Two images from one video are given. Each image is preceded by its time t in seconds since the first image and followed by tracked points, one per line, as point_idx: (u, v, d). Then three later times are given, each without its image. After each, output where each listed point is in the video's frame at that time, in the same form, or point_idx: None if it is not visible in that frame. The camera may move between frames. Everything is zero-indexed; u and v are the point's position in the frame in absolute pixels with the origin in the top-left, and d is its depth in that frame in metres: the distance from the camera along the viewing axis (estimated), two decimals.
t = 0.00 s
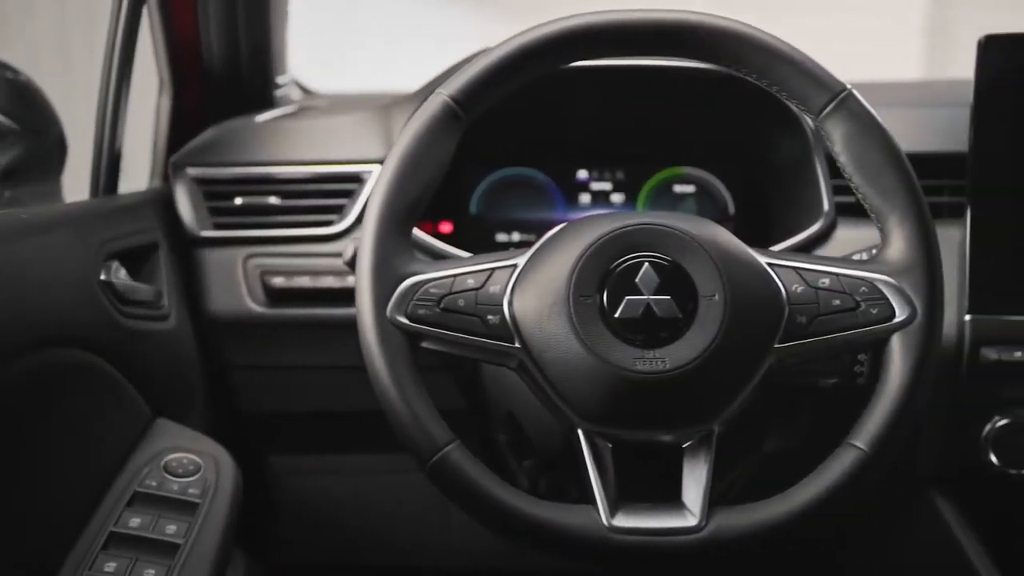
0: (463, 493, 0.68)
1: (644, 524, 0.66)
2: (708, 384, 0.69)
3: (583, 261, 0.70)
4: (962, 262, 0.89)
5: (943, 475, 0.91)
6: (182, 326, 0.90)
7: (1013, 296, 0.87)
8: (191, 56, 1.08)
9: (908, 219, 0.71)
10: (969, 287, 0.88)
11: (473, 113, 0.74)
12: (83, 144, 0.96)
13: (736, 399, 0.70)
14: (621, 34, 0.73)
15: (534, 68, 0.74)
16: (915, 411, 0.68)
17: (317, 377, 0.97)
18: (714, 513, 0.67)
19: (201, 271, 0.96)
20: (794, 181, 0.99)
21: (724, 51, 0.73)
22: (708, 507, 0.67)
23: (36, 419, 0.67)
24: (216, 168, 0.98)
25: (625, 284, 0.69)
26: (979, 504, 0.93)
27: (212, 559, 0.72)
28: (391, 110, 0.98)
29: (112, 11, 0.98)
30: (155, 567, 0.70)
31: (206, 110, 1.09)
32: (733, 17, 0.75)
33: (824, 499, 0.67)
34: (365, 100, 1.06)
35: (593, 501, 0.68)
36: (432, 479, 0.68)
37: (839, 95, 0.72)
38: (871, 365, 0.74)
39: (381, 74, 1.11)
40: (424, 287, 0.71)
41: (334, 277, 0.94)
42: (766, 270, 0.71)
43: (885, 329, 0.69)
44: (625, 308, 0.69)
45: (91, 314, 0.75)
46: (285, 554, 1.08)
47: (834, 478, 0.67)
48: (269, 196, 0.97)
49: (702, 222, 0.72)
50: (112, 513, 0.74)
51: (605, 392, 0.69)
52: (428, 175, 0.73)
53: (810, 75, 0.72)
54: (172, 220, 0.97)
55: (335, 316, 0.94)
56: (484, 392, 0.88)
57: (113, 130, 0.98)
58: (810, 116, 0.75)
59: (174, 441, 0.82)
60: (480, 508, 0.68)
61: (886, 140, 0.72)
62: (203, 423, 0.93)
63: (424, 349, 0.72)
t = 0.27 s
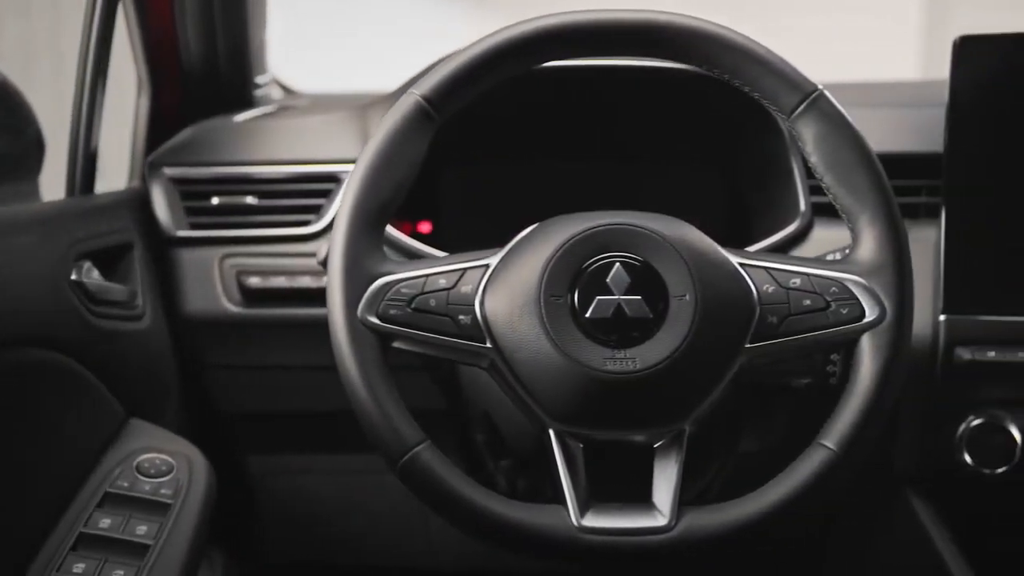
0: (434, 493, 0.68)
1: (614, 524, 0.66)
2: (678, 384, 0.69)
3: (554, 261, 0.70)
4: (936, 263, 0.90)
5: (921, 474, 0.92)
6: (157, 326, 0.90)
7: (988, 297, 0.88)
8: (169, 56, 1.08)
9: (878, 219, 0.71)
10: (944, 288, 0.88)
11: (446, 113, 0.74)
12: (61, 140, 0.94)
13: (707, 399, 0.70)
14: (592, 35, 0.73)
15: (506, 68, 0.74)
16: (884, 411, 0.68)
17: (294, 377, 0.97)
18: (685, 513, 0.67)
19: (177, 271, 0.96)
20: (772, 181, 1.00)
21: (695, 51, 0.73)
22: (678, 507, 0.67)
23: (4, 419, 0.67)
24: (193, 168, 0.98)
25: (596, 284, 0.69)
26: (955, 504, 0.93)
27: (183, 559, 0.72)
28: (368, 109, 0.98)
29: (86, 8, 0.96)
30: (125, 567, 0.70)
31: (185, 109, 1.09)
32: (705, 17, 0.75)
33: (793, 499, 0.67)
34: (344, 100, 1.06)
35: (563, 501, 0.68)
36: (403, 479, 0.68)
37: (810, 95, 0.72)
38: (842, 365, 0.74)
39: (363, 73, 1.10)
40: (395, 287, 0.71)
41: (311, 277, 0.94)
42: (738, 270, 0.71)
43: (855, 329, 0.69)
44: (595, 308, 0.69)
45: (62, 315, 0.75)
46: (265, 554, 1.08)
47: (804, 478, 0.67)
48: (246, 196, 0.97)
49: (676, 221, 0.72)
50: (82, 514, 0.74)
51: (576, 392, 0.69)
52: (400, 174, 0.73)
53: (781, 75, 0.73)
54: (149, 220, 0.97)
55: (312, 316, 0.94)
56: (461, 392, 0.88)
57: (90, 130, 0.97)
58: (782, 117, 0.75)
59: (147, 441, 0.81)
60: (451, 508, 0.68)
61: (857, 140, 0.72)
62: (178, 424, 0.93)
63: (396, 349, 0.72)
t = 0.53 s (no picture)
0: (407, 493, 0.68)
1: (587, 524, 0.66)
2: (652, 384, 0.69)
3: (528, 261, 0.70)
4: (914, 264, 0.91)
5: (899, 474, 0.92)
6: (135, 326, 0.90)
7: (964, 296, 0.88)
8: (150, 56, 1.08)
9: (852, 219, 0.71)
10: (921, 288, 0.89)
11: (420, 113, 0.74)
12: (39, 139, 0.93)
13: (681, 398, 0.71)
14: (567, 34, 0.73)
15: (481, 67, 0.74)
16: (857, 412, 0.69)
17: (273, 377, 0.97)
18: (657, 513, 0.67)
19: (155, 271, 0.96)
20: (751, 181, 1.00)
21: (669, 51, 0.74)
22: (651, 507, 0.67)
23: None
24: (172, 168, 0.98)
25: (570, 284, 0.69)
26: (933, 503, 0.93)
27: (156, 560, 0.72)
28: (348, 109, 0.98)
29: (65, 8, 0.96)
30: (97, 568, 0.69)
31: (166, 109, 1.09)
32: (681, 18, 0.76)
33: (765, 499, 0.67)
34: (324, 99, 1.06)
35: (536, 501, 0.68)
36: (376, 479, 0.68)
37: (785, 96, 0.72)
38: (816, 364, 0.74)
39: (345, 73, 1.10)
40: (369, 287, 0.71)
41: (290, 277, 0.93)
42: (712, 270, 0.71)
43: (827, 329, 0.70)
44: (569, 308, 0.69)
45: (37, 315, 0.75)
46: (245, 554, 1.08)
47: (776, 478, 0.67)
48: (225, 196, 0.97)
49: (650, 221, 0.72)
50: (55, 514, 0.73)
51: (549, 392, 0.69)
52: (375, 174, 0.73)
53: (756, 75, 0.73)
54: (127, 220, 0.97)
55: (291, 316, 0.93)
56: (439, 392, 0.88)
57: (67, 129, 0.97)
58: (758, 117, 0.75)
59: (123, 441, 0.81)
60: (424, 508, 0.68)
61: (831, 140, 0.72)
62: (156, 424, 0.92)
63: (370, 349, 0.72)
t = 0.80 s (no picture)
0: (375, 493, 0.67)
1: (554, 524, 0.66)
2: (622, 384, 0.69)
3: (498, 261, 0.70)
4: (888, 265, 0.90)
5: (874, 473, 0.92)
6: (108, 326, 0.90)
7: (938, 296, 0.88)
8: (127, 56, 1.07)
9: (821, 219, 0.71)
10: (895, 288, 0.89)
11: (391, 113, 0.74)
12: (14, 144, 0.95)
13: (650, 398, 0.71)
14: (538, 34, 0.73)
15: (452, 67, 0.74)
16: (825, 411, 0.69)
17: (249, 378, 0.97)
18: (625, 513, 0.67)
19: (130, 271, 0.96)
20: (728, 181, 1.00)
21: (640, 51, 0.74)
22: (619, 507, 0.67)
23: None
24: (147, 167, 0.98)
25: (539, 284, 0.69)
26: (908, 503, 0.93)
27: (125, 560, 0.72)
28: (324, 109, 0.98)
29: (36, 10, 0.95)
30: (64, 568, 0.69)
31: (144, 110, 1.09)
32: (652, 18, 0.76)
33: (734, 498, 0.67)
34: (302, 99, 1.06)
35: (505, 501, 0.68)
36: (345, 479, 0.68)
37: (754, 96, 0.73)
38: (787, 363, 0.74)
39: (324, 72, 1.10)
40: (339, 287, 0.71)
41: (265, 277, 0.93)
42: (682, 269, 0.71)
43: (796, 329, 0.70)
44: (538, 308, 0.69)
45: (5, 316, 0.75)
46: (223, 554, 1.07)
47: (745, 477, 0.67)
48: (201, 195, 0.97)
49: (620, 221, 0.72)
50: (23, 515, 0.73)
51: (518, 392, 0.69)
52: (345, 174, 0.73)
53: (726, 75, 0.73)
54: (102, 219, 0.96)
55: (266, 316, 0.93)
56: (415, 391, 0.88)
57: (41, 131, 0.96)
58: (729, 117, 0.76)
59: (94, 442, 0.81)
60: (392, 508, 0.67)
61: (800, 140, 0.72)
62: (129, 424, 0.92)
63: (340, 349, 0.72)
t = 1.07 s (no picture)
0: (343, 493, 0.67)
1: (522, 524, 0.66)
2: (591, 383, 0.70)
3: (467, 260, 0.70)
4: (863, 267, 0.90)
5: (850, 473, 0.92)
6: (79, 325, 0.92)
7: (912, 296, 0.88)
8: (103, 53, 1.07)
9: (790, 219, 0.71)
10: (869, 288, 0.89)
11: (362, 113, 0.74)
12: None
13: (619, 398, 0.71)
14: (508, 34, 0.73)
15: (423, 66, 0.74)
16: (794, 411, 0.69)
17: (223, 377, 0.96)
18: (593, 513, 0.67)
19: (103, 271, 0.96)
20: (705, 181, 1.00)
21: (611, 51, 0.74)
22: (587, 506, 0.67)
23: None
24: (123, 166, 0.97)
25: (508, 284, 0.69)
26: (882, 503, 0.94)
27: (92, 560, 0.72)
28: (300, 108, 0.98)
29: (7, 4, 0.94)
30: (30, 569, 0.69)
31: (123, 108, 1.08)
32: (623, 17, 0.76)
33: (701, 497, 0.67)
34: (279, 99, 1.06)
35: (474, 501, 0.68)
36: (313, 479, 0.68)
37: (724, 96, 0.73)
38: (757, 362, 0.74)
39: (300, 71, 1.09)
40: (308, 286, 0.71)
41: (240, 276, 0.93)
42: (652, 268, 0.71)
43: (765, 328, 0.70)
44: (507, 308, 0.69)
45: None
46: (200, 555, 1.07)
47: (712, 477, 0.67)
48: (177, 194, 0.96)
49: (590, 221, 0.72)
50: None
51: (487, 391, 0.69)
52: (315, 175, 0.73)
53: (696, 74, 0.73)
54: (75, 219, 0.96)
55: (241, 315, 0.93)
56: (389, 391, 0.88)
57: (14, 129, 0.96)
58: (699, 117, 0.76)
59: (65, 441, 0.81)
60: (360, 508, 0.67)
61: (770, 140, 0.72)
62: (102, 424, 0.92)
63: (310, 349, 0.72)
